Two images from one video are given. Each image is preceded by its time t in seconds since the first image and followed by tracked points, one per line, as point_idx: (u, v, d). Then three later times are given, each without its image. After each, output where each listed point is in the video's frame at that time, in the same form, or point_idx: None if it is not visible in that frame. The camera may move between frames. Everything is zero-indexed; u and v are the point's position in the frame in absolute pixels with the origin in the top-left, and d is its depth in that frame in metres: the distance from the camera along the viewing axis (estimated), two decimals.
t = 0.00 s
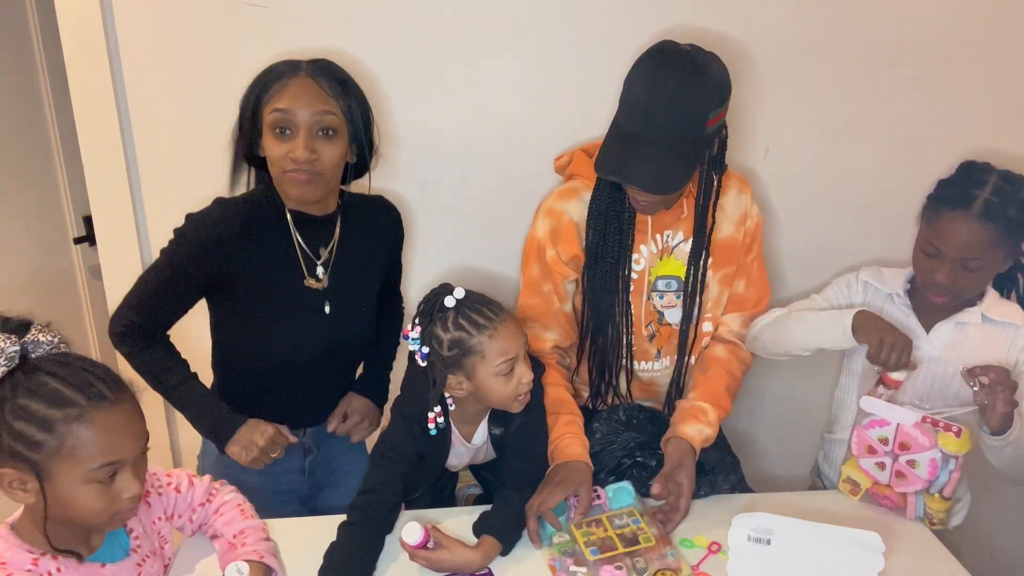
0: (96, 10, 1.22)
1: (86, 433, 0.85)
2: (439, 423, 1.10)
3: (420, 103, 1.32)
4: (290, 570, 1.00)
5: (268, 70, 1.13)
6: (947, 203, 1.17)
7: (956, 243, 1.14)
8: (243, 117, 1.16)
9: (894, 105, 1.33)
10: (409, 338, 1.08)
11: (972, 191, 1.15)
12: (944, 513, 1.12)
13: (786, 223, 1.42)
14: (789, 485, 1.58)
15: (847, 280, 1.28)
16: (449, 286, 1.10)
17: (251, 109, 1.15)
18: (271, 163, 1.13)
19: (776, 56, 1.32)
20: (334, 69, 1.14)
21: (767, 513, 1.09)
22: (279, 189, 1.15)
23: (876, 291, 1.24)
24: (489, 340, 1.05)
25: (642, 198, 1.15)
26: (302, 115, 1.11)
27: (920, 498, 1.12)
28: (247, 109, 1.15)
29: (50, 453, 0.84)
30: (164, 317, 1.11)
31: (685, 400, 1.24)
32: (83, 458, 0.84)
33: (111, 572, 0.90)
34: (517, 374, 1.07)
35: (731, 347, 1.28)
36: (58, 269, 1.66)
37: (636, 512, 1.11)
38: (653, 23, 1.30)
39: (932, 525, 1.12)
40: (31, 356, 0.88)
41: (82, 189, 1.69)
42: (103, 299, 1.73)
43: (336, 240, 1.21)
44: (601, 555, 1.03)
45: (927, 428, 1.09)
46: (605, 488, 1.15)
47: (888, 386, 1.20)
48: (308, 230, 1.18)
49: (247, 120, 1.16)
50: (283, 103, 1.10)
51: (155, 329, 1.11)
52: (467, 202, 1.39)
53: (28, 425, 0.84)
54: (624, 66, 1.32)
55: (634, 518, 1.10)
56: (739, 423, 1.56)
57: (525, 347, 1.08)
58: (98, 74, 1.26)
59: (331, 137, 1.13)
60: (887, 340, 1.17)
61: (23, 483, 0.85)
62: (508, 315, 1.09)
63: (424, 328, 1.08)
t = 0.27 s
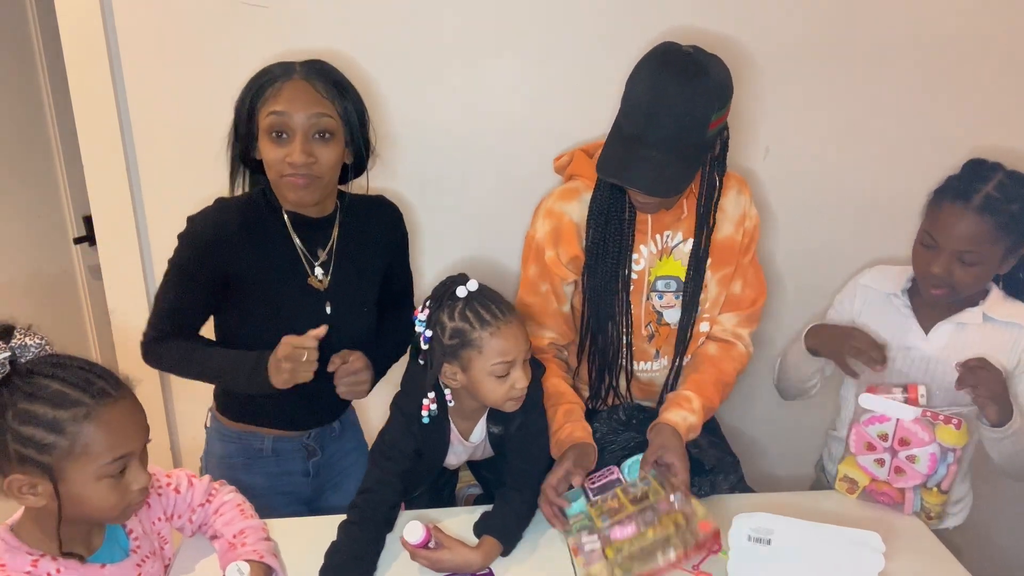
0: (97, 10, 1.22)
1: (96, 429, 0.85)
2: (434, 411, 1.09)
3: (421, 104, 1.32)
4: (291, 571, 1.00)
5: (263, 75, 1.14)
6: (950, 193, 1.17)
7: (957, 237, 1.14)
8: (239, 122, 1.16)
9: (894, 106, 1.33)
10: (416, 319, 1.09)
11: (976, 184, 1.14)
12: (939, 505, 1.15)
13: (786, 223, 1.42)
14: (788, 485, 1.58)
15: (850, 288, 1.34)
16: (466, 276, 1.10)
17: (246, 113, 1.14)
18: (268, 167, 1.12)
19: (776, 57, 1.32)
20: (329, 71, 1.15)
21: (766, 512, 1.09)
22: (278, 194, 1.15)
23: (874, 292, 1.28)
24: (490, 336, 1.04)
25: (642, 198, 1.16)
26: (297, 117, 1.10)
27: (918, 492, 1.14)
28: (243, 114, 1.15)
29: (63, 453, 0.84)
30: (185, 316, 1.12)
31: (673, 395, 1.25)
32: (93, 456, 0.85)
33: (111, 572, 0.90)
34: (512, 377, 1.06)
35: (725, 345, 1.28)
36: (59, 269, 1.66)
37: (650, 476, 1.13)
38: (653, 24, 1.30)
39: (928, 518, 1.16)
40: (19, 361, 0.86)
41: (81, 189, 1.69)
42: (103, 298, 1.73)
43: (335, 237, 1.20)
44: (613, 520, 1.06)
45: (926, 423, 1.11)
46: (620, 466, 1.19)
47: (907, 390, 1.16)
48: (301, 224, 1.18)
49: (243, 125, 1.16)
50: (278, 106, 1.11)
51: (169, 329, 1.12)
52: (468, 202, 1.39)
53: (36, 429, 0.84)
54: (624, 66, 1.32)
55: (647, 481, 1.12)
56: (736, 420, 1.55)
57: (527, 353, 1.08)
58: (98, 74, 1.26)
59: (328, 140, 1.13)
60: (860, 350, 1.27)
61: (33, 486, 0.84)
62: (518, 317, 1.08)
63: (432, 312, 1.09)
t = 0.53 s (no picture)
0: (96, 10, 1.22)
1: (96, 430, 0.84)
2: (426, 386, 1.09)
3: (421, 105, 1.31)
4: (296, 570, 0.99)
5: (231, 79, 1.11)
6: (945, 185, 1.19)
7: (950, 227, 1.15)
8: (208, 129, 1.13)
9: (893, 106, 1.33)
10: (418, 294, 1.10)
11: (968, 176, 1.16)
12: (938, 496, 1.13)
13: (786, 223, 1.42)
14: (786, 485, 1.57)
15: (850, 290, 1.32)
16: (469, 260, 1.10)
17: (217, 118, 1.12)
18: (250, 174, 1.11)
19: (776, 57, 1.32)
20: (300, 70, 1.14)
21: (771, 512, 1.09)
22: (260, 200, 1.14)
23: (872, 292, 1.27)
24: (480, 319, 1.03)
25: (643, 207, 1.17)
26: (278, 121, 1.10)
27: (914, 482, 1.12)
28: (213, 122, 1.12)
29: (64, 455, 0.83)
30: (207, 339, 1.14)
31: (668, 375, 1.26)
32: (94, 457, 0.84)
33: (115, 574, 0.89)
34: (497, 365, 1.04)
35: (720, 338, 1.28)
36: (58, 269, 1.65)
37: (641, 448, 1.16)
38: (654, 23, 1.30)
39: (927, 509, 1.14)
40: (14, 366, 0.85)
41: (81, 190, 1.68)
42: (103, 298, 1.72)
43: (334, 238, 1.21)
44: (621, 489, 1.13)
45: (918, 410, 1.11)
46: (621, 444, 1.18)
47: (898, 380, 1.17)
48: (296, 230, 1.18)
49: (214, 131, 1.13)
50: (256, 111, 1.10)
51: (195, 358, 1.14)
52: (468, 202, 1.39)
53: (35, 433, 0.83)
54: (625, 66, 1.32)
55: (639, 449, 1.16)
56: (734, 420, 1.55)
57: (518, 341, 1.06)
58: (98, 74, 1.25)
59: (309, 142, 1.14)
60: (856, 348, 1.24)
61: (35, 490, 0.84)
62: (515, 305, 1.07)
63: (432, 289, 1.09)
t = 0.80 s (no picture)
0: (96, 10, 1.22)
1: (99, 430, 0.84)
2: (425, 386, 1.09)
3: (421, 105, 1.31)
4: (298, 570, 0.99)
5: (241, 83, 1.12)
6: (949, 188, 1.19)
7: (955, 225, 1.15)
8: (219, 132, 1.14)
9: (893, 107, 1.34)
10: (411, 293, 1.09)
11: (974, 175, 1.17)
12: (944, 503, 1.10)
13: (786, 223, 1.42)
14: (785, 485, 1.58)
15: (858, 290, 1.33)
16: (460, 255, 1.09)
17: (229, 120, 1.12)
18: (256, 178, 1.12)
19: (776, 57, 1.32)
20: (309, 78, 1.13)
21: (772, 512, 1.09)
22: (266, 205, 1.15)
23: (880, 291, 1.28)
24: (474, 312, 1.03)
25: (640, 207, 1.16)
26: (284, 127, 1.10)
27: (918, 490, 1.10)
28: (223, 125, 1.13)
29: (67, 457, 0.83)
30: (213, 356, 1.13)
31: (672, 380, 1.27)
32: (97, 457, 0.84)
33: (118, 573, 0.89)
34: (494, 357, 1.04)
35: (721, 342, 1.29)
36: (57, 269, 1.64)
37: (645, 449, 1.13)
38: (654, 23, 1.30)
39: (933, 517, 1.11)
40: (12, 369, 0.85)
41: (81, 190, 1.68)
42: (103, 298, 1.72)
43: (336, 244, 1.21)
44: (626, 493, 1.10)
45: (918, 418, 1.08)
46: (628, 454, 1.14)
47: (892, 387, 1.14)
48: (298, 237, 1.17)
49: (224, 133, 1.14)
50: (263, 116, 1.10)
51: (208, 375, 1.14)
52: (468, 202, 1.39)
53: (39, 436, 0.83)
54: (624, 65, 1.32)
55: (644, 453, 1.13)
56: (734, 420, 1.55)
57: (513, 332, 1.06)
58: (98, 74, 1.25)
59: (315, 148, 1.13)
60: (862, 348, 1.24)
61: (40, 493, 0.83)
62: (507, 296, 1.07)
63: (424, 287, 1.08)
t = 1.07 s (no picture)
0: (96, 10, 1.22)
1: (98, 431, 0.84)
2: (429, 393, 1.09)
3: (421, 106, 1.31)
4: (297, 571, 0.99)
5: (262, 87, 1.12)
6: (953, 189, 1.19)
7: (960, 228, 1.14)
8: (235, 132, 1.15)
9: (893, 107, 1.34)
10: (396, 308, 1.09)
11: (979, 177, 1.15)
12: (944, 505, 1.10)
13: (786, 223, 1.42)
14: (785, 486, 1.57)
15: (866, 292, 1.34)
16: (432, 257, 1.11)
17: (247, 125, 1.13)
18: (271, 181, 1.12)
19: (776, 56, 1.32)
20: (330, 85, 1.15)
21: (772, 513, 1.09)
22: (279, 208, 1.15)
23: (887, 293, 1.29)
24: (465, 292, 1.04)
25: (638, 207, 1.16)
26: (304, 131, 1.11)
27: (918, 490, 1.10)
28: (240, 126, 1.14)
29: (67, 458, 0.83)
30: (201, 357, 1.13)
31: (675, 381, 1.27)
32: (96, 458, 0.84)
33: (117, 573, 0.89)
34: (501, 329, 1.05)
35: (722, 345, 1.28)
36: (57, 269, 1.64)
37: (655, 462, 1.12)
38: (654, 23, 1.30)
39: (931, 518, 1.11)
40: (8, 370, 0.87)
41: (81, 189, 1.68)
42: (103, 298, 1.72)
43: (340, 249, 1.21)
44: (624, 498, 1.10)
45: (924, 417, 1.08)
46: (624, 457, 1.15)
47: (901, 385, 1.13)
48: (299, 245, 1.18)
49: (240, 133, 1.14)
50: (285, 121, 1.10)
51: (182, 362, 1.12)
52: (468, 202, 1.39)
53: (37, 437, 0.83)
54: (624, 66, 1.32)
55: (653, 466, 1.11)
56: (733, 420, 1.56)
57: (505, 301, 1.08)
58: (98, 74, 1.25)
59: (333, 156, 1.14)
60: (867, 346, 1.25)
61: (40, 494, 0.83)
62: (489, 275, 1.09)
63: (408, 295, 1.09)
